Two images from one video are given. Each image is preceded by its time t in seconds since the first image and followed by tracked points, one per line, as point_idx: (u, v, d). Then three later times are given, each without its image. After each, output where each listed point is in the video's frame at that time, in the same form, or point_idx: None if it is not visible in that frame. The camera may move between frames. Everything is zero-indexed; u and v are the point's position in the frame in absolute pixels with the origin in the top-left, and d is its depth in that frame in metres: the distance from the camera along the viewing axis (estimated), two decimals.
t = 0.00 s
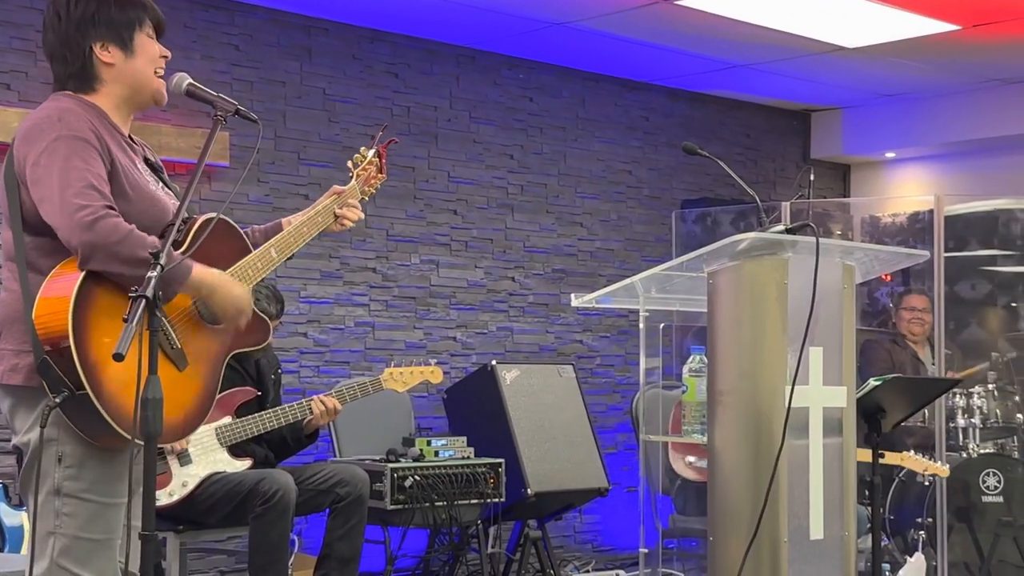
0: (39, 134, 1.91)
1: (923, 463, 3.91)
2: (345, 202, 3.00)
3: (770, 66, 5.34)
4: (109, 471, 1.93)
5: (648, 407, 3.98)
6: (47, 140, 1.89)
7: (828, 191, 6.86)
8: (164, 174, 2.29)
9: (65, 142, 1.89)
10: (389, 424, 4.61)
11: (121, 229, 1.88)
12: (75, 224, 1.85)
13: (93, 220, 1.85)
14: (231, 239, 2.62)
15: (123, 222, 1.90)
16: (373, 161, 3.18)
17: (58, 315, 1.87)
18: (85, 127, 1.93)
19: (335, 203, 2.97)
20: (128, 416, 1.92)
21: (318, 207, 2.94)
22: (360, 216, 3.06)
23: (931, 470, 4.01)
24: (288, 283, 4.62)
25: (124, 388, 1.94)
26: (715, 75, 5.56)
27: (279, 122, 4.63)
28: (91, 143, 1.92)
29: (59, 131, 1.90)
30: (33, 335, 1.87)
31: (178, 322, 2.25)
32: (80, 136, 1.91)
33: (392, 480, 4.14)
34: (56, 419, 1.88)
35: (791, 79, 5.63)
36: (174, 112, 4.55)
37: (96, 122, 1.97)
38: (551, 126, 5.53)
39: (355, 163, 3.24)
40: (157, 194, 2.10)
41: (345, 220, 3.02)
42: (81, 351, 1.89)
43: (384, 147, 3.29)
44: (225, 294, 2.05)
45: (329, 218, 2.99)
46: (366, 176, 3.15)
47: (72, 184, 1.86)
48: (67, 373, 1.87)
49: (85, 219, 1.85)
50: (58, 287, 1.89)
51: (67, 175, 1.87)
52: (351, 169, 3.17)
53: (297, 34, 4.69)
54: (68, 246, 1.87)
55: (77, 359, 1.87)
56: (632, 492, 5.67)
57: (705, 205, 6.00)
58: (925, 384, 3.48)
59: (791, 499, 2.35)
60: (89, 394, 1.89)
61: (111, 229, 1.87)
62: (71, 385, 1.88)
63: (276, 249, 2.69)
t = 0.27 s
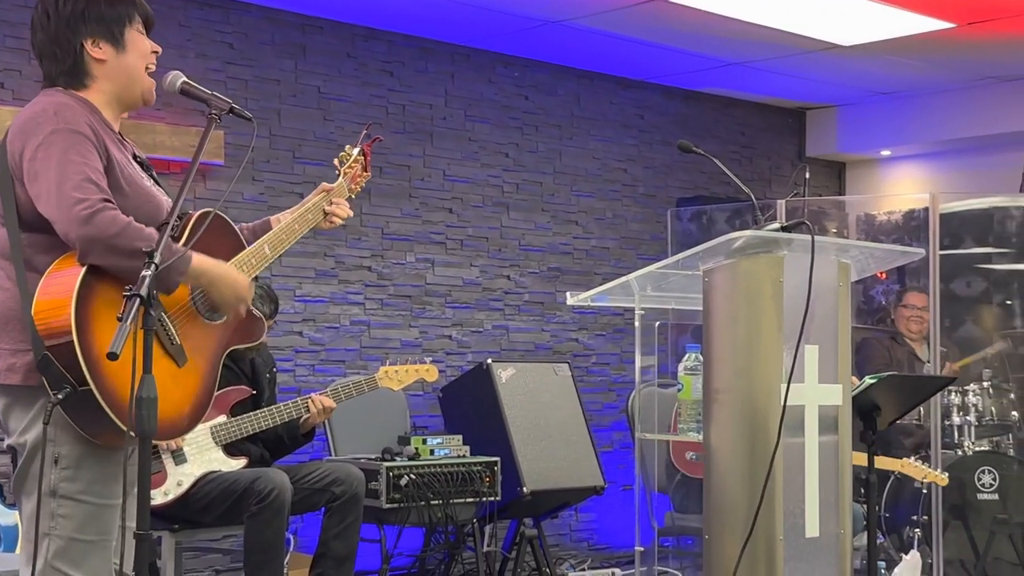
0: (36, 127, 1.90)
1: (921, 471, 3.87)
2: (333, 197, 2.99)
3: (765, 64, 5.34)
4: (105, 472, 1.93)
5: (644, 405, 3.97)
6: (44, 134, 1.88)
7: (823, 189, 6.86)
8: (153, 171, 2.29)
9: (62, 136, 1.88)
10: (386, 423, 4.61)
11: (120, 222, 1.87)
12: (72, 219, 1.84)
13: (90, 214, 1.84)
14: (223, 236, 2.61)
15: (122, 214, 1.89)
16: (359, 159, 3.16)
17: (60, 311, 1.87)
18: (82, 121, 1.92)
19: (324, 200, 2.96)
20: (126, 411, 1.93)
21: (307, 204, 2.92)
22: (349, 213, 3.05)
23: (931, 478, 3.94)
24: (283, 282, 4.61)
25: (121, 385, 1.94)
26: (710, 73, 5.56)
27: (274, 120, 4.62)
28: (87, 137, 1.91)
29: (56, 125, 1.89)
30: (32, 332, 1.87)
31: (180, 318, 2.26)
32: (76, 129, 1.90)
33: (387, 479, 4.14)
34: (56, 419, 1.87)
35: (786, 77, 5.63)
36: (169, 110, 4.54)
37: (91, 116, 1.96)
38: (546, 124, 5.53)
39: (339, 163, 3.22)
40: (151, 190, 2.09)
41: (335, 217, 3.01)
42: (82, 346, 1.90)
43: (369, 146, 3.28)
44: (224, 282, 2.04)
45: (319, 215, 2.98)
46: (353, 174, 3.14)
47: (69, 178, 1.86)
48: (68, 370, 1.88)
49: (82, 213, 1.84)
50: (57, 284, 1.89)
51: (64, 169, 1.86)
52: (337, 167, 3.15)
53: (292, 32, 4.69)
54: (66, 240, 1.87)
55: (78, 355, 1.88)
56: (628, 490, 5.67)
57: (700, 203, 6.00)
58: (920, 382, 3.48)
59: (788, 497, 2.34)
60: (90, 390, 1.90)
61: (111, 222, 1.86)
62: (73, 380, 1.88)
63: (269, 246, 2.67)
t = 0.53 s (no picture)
0: (42, 125, 1.89)
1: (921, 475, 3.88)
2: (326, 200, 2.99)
3: (763, 62, 5.34)
4: (103, 473, 1.92)
5: (642, 403, 3.98)
6: (52, 131, 1.88)
7: (820, 187, 6.87)
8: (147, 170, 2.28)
9: (72, 134, 1.88)
10: (383, 422, 4.61)
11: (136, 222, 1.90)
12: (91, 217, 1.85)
13: (112, 213, 1.86)
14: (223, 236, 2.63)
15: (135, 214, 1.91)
16: (347, 162, 3.18)
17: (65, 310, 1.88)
18: (88, 119, 1.92)
19: (317, 202, 2.96)
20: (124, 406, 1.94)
21: (300, 206, 2.93)
22: (340, 216, 3.04)
23: (930, 481, 3.98)
24: (281, 281, 4.61)
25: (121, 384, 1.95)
26: (708, 71, 5.56)
27: (272, 119, 4.61)
28: (92, 135, 1.91)
29: (64, 123, 1.89)
30: (34, 331, 1.87)
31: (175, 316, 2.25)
32: (85, 128, 1.90)
33: (386, 477, 4.13)
34: (59, 420, 1.87)
35: (783, 75, 5.63)
36: (166, 109, 4.54)
37: (95, 115, 1.96)
38: (544, 122, 5.52)
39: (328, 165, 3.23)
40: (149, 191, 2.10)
41: (327, 220, 3.00)
42: (88, 344, 1.90)
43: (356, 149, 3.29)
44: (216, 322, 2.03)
45: (311, 218, 2.98)
46: (342, 177, 3.14)
47: (79, 177, 1.86)
48: (72, 369, 1.88)
49: (104, 211, 1.86)
50: (61, 284, 1.89)
51: (77, 167, 1.86)
52: (326, 170, 3.16)
53: (290, 31, 4.68)
54: (79, 238, 1.87)
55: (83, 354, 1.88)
56: (625, 488, 5.67)
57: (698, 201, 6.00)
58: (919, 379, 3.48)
59: (784, 495, 2.34)
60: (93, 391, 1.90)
61: (129, 223, 1.88)
62: (76, 380, 1.88)
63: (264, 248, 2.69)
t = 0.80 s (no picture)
0: (43, 121, 1.87)
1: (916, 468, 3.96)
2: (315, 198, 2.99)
3: (760, 59, 5.34)
4: (103, 473, 1.92)
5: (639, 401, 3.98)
6: (54, 128, 1.87)
7: (818, 184, 6.87)
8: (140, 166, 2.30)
9: (74, 130, 1.88)
10: (382, 419, 4.61)
11: (139, 219, 1.90)
12: (95, 214, 1.85)
13: (114, 210, 1.86)
14: (218, 236, 2.63)
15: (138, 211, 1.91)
16: (332, 159, 3.16)
17: (76, 309, 1.89)
18: (89, 116, 1.92)
19: (306, 201, 2.96)
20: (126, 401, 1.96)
21: (289, 205, 2.94)
22: (328, 214, 3.05)
23: (925, 475, 4.06)
24: (278, 279, 4.61)
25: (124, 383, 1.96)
26: (705, 68, 5.56)
27: (269, 117, 4.61)
28: (95, 131, 1.91)
29: (65, 119, 1.88)
30: (41, 329, 1.87)
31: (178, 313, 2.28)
32: (87, 124, 1.89)
33: (383, 476, 4.13)
34: (64, 421, 1.87)
35: (781, 72, 5.63)
36: (163, 107, 4.54)
37: (96, 111, 1.95)
38: (541, 120, 5.52)
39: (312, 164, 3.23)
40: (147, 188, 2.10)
41: (315, 218, 3.00)
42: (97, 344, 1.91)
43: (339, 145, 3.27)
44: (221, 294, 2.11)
45: (299, 217, 2.98)
46: (326, 175, 3.13)
47: (87, 174, 1.86)
48: (81, 369, 1.89)
49: (107, 208, 1.86)
50: (70, 282, 1.90)
51: (79, 164, 1.86)
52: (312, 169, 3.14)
53: (286, 29, 4.68)
54: (83, 236, 1.87)
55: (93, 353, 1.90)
56: (623, 485, 5.68)
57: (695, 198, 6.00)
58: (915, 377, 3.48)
59: (781, 492, 2.34)
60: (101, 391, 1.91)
61: (133, 220, 1.89)
62: (85, 381, 1.89)
63: (259, 246, 2.69)
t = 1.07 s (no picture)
0: (42, 121, 1.88)
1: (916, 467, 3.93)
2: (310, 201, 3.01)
3: (758, 58, 5.34)
4: (100, 474, 1.93)
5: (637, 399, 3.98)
6: (52, 128, 1.88)
7: (816, 182, 6.87)
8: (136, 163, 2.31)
9: (72, 131, 1.88)
10: (381, 418, 4.62)
11: (137, 220, 1.91)
12: (90, 217, 1.86)
13: (108, 212, 1.87)
14: (212, 236, 2.61)
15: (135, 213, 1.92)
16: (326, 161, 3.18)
17: (75, 308, 1.88)
18: (87, 116, 1.92)
19: (300, 204, 2.97)
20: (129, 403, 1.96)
21: (284, 208, 2.93)
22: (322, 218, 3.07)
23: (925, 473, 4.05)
24: (276, 278, 4.61)
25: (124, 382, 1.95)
26: (704, 67, 5.56)
27: (267, 116, 4.61)
28: (95, 133, 1.92)
29: (64, 120, 1.89)
30: (40, 330, 1.86)
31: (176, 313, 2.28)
32: (85, 125, 1.90)
33: (381, 475, 4.13)
34: (66, 421, 1.88)
35: (779, 71, 5.63)
36: (161, 107, 4.54)
37: (94, 112, 1.96)
38: (539, 118, 5.53)
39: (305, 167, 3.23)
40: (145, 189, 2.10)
41: (310, 221, 3.02)
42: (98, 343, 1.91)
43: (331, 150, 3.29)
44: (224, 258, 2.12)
45: (294, 220, 2.98)
46: (319, 179, 3.12)
47: (83, 174, 1.86)
48: (82, 369, 1.89)
49: (100, 211, 1.86)
50: (69, 282, 1.90)
51: (76, 165, 1.87)
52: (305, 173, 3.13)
53: (284, 29, 4.68)
54: (80, 237, 1.88)
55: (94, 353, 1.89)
56: (622, 484, 5.68)
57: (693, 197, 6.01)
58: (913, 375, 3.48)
59: (779, 490, 2.35)
60: (102, 390, 1.91)
61: (130, 222, 1.89)
62: (84, 381, 1.89)
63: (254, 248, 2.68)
